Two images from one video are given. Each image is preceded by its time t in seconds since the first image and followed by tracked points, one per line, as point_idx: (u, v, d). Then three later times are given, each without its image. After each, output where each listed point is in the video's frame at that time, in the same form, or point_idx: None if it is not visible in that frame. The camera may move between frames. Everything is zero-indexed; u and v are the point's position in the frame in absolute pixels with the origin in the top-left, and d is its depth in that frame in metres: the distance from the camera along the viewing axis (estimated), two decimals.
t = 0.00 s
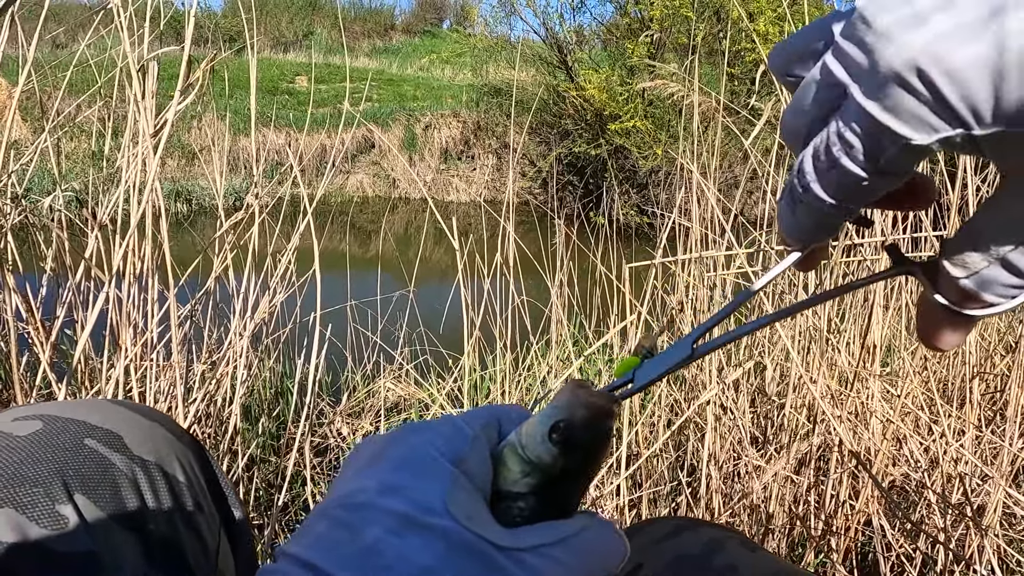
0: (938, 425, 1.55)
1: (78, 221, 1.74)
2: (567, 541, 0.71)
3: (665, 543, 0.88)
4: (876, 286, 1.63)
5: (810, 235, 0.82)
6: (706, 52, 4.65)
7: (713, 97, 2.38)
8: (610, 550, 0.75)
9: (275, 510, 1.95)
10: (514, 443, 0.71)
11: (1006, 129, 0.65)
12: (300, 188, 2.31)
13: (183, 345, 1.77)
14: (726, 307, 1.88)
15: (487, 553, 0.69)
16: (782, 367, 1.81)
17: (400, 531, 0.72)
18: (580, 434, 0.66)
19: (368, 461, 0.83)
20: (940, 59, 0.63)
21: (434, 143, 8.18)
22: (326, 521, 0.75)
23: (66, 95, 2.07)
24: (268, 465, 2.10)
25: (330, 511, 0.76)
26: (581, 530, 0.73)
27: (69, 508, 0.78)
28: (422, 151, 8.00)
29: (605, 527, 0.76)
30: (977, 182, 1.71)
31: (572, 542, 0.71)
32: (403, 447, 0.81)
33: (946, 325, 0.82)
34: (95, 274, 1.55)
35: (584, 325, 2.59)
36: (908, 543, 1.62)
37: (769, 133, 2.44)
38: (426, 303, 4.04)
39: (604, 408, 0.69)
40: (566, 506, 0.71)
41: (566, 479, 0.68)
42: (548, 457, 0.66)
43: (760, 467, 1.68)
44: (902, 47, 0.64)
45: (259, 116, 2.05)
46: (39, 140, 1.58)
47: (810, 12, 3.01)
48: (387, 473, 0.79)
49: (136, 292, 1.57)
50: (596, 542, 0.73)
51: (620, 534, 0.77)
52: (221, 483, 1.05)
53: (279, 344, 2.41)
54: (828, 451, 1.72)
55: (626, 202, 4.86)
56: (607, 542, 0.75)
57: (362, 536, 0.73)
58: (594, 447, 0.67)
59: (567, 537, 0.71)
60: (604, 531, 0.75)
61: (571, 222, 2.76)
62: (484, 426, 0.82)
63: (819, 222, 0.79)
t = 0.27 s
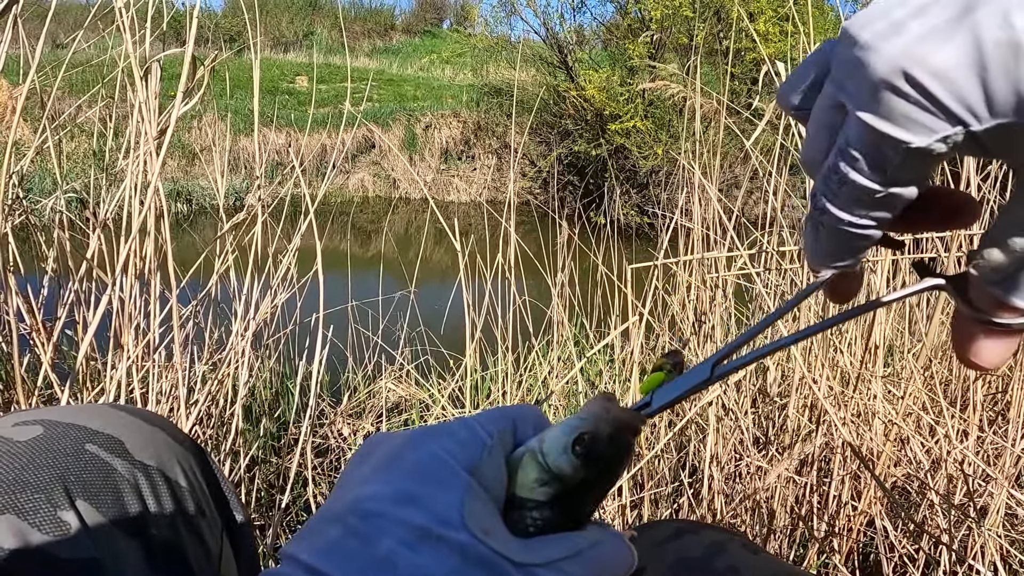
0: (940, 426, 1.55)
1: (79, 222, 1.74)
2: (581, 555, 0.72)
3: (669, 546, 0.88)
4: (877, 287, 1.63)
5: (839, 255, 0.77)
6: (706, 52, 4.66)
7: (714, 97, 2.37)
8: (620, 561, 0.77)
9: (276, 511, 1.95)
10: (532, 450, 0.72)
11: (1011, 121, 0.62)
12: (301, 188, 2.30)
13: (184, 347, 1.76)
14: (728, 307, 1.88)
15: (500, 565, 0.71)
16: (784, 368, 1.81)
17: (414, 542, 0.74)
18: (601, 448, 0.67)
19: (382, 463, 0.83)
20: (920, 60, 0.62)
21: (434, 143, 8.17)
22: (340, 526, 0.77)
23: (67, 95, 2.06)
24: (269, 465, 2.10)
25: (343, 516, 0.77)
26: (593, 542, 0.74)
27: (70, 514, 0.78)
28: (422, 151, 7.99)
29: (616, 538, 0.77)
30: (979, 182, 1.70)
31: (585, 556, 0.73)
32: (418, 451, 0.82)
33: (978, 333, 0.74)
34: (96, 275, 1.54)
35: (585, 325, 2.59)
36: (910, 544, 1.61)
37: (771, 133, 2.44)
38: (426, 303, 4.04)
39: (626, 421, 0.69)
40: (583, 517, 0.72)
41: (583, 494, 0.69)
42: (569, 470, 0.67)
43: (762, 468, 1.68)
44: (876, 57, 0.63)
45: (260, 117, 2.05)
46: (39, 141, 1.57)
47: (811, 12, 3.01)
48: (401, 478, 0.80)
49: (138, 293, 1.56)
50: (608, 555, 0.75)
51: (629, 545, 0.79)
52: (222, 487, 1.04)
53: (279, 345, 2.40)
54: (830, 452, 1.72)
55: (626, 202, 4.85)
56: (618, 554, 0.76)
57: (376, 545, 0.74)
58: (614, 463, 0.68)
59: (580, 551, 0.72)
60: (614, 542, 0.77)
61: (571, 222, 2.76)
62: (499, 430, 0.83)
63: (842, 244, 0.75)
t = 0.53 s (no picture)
0: (941, 425, 1.55)
1: (79, 222, 1.74)
2: (586, 559, 0.72)
3: (670, 547, 0.88)
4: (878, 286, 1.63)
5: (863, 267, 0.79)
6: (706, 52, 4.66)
7: (715, 97, 2.37)
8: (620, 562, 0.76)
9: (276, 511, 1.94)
10: (544, 452, 0.74)
11: (1001, 92, 0.64)
12: (301, 188, 2.30)
13: (185, 346, 1.76)
14: (729, 307, 1.88)
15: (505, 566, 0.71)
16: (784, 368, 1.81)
17: (424, 548, 0.73)
18: (614, 451, 0.69)
19: (387, 466, 0.82)
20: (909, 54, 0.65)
21: (434, 143, 8.17)
22: (346, 530, 0.76)
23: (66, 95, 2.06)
24: (270, 465, 2.10)
25: (349, 520, 0.77)
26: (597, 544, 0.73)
27: (70, 515, 0.78)
28: (422, 151, 7.99)
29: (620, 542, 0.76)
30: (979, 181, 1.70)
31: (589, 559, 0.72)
32: (422, 453, 0.81)
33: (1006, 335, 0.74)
34: (96, 274, 1.54)
35: (585, 325, 2.58)
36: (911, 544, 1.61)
37: (771, 133, 2.43)
38: (426, 302, 4.04)
39: (639, 428, 0.71)
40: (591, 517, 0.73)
41: (593, 498, 0.71)
42: (581, 474, 0.69)
43: (763, 468, 1.68)
44: (885, 43, 0.66)
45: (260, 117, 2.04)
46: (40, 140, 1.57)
47: (811, 12, 3.01)
48: (405, 482, 0.79)
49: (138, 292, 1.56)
50: (612, 558, 0.74)
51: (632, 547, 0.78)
52: (222, 488, 1.04)
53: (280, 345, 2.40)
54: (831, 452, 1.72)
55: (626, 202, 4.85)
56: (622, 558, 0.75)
57: (383, 550, 0.73)
58: (625, 467, 0.70)
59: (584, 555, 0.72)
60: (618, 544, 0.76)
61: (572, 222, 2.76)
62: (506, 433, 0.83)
63: (869, 245, 0.79)
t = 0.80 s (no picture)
0: (941, 424, 1.55)
1: (79, 221, 1.74)
2: (602, 556, 0.73)
3: (673, 544, 0.88)
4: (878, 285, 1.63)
5: (875, 255, 0.69)
6: (706, 52, 4.66)
7: (715, 96, 2.37)
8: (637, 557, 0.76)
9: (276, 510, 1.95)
10: (560, 446, 0.74)
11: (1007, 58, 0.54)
12: (301, 188, 2.30)
13: (185, 346, 1.76)
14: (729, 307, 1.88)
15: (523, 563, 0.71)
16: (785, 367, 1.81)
17: (442, 546, 0.73)
18: (630, 445, 0.70)
19: (404, 462, 0.82)
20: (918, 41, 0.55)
21: (434, 143, 8.17)
22: (362, 526, 0.75)
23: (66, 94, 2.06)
24: (270, 464, 2.10)
25: (365, 516, 0.76)
26: (613, 540, 0.74)
27: (72, 510, 0.78)
28: (422, 151, 7.99)
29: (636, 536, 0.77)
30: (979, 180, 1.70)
31: (605, 555, 0.73)
32: (439, 449, 0.81)
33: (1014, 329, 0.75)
34: (96, 273, 1.54)
35: (585, 324, 2.58)
36: (911, 543, 1.61)
37: (771, 133, 2.43)
38: (426, 302, 4.04)
39: (656, 422, 0.72)
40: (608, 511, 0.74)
41: (609, 492, 0.72)
42: (597, 468, 0.70)
43: (764, 467, 1.68)
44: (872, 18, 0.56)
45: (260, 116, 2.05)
46: (40, 139, 1.58)
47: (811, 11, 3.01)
48: (423, 478, 0.78)
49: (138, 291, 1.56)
50: (627, 553, 0.75)
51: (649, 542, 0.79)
52: (224, 486, 1.04)
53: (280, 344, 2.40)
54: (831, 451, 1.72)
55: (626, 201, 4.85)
56: (637, 552, 0.76)
57: (400, 547, 0.73)
58: (640, 462, 0.71)
59: (600, 551, 0.73)
60: (634, 538, 0.76)
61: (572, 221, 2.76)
62: (524, 425, 0.82)
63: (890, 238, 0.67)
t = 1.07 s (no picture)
0: (940, 421, 1.55)
1: (79, 220, 1.74)
2: (610, 562, 0.73)
3: (673, 542, 0.88)
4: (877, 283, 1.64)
5: (886, 263, 0.69)
6: (706, 51, 4.66)
7: (715, 95, 2.38)
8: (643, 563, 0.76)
9: (276, 510, 1.95)
10: (574, 450, 0.73)
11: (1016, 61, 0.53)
12: (301, 187, 2.30)
13: (184, 345, 1.76)
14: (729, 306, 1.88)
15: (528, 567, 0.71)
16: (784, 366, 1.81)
17: (449, 548, 0.73)
18: (643, 455, 0.68)
19: (411, 461, 0.81)
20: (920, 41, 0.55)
21: (434, 143, 8.17)
22: (369, 526, 0.75)
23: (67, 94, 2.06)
24: (269, 464, 2.10)
25: (371, 516, 0.76)
26: (620, 547, 0.73)
27: (69, 506, 0.78)
28: (422, 151, 7.99)
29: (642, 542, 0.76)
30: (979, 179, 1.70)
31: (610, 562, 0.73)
32: (447, 449, 0.81)
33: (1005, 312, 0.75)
34: (96, 272, 1.54)
35: (585, 324, 2.59)
36: (910, 542, 1.61)
37: (771, 132, 2.43)
38: (426, 302, 4.04)
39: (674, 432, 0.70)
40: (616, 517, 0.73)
41: (619, 498, 0.70)
42: (610, 475, 0.68)
43: (763, 466, 1.68)
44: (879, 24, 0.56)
45: (260, 116, 2.05)
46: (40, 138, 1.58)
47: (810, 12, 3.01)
48: (430, 479, 0.78)
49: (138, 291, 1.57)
50: (633, 557, 0.74)
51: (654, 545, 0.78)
52: (222, 482, 1.04)
53: (280, 343, 2.40)
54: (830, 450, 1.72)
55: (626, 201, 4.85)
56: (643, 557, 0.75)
57: (407, 548, 0.73)
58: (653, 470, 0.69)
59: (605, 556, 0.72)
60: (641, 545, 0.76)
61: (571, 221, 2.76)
62: (531, 428, 0.82)
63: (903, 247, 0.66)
